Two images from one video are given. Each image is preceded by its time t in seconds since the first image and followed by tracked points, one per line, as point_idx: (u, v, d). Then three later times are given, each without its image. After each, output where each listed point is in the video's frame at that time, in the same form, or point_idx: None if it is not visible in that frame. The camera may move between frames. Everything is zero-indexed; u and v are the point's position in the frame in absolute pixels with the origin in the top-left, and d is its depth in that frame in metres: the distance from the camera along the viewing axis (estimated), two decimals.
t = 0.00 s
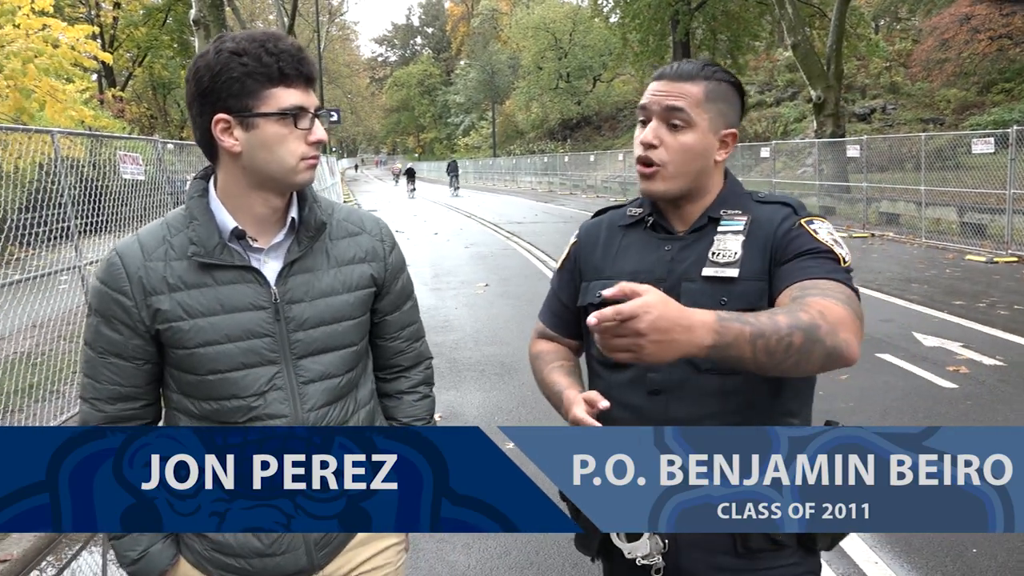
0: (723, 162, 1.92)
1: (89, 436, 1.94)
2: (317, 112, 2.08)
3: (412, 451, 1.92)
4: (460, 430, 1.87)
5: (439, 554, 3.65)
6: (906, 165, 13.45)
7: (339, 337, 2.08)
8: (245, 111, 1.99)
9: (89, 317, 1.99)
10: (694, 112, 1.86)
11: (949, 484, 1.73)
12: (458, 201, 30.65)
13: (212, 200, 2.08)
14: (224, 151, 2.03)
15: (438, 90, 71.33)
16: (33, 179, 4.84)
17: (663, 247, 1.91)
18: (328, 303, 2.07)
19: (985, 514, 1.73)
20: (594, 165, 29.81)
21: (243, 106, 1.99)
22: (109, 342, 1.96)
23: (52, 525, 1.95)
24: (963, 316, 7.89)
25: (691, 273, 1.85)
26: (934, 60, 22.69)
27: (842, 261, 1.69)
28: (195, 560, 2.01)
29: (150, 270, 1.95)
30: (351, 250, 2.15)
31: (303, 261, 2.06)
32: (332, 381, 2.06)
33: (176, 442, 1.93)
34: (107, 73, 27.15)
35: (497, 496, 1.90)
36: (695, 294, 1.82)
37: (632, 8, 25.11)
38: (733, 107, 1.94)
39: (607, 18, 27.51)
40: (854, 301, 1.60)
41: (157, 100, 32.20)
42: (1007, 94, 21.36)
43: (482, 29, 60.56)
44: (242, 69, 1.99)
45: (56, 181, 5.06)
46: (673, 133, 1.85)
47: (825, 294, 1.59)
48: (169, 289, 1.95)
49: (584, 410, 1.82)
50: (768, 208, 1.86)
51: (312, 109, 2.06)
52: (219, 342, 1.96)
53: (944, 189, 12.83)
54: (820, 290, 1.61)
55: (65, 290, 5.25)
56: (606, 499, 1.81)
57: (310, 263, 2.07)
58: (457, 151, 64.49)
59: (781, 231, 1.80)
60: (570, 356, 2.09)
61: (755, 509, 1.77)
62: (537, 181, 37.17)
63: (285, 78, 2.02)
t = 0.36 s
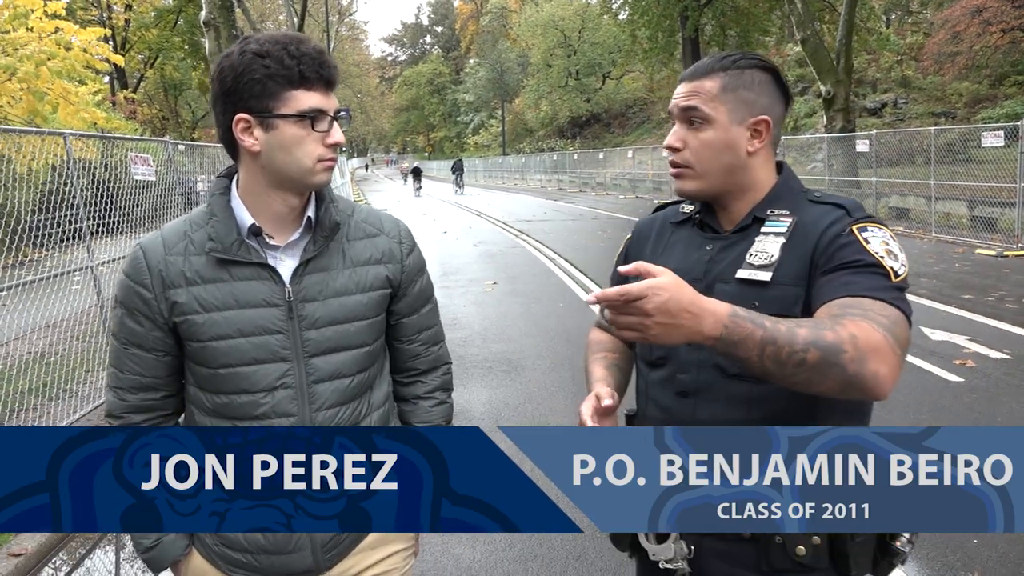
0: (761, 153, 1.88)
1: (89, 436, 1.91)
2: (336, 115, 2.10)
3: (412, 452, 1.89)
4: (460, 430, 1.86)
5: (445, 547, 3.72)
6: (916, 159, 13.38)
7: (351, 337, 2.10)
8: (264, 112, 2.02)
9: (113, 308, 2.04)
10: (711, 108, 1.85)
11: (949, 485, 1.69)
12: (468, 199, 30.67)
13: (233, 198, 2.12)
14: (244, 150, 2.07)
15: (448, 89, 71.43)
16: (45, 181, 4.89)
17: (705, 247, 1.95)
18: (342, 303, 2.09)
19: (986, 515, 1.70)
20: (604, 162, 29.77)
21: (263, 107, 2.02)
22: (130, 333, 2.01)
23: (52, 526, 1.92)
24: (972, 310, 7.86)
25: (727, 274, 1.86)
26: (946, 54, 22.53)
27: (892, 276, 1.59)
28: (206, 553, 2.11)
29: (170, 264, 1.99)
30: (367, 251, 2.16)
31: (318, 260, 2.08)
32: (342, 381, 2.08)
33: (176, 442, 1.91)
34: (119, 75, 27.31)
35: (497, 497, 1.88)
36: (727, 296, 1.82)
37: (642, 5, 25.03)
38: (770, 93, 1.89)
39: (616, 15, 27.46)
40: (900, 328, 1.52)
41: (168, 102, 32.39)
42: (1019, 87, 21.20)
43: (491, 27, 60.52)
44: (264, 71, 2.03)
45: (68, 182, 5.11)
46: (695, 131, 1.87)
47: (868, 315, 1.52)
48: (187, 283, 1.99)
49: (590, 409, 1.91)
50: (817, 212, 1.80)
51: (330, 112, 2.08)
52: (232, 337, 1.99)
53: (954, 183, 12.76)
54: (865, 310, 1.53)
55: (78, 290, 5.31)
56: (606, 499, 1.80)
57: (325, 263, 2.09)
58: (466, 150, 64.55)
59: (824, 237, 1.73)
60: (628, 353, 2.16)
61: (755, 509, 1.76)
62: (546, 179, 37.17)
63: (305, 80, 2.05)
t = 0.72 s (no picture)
0: (804, 155, 1.78)
1: (88, 436, 1.92)
2: (358, 107, 2.11)
3: (412, 451, 1.91)
4: (463, 431, 1.89)
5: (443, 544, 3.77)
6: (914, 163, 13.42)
7: (375, 335, 2.10)
8: (287, 106, 2.04)
9: (143, 306, 2.07)
10: (749, 111, 1.75)
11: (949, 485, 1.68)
12: (468, 204, 30.70)
13: (260, 197, 2.14)
14: (268, 145, 2.09)
15: (448, 94, 71.59)
16: (48, 187, 4.94)
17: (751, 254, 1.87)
18: (365, 302, 2.10)
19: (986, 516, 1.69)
20: (604, 167, 29.85)
21: (285, 100, 2.05)
22: (159, 331, 2.04)
23: (52, 526, 1.94)
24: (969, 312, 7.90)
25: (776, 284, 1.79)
26: (945, 58, 22.60)
27: (955, 276, 1.55)
28: (235, 551, 2.10)
29: (198, 262, 2.02)
30: (390, 250, 2.17)
31: (342, 260, 2.10)
32: (366, 381, 2.09)
33: (176, 441, 1.93)
34: (120, 82, 27.43)
35: (496, 496, 1.90)
36: (778, 308, 1.77)
37: (641, 11, 25.12)
38: (813, 89, 1.77)
39: (615, 20, 27.51)
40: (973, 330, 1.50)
41: (170, 108, 32.52)
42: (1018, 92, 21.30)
43: (492, 33, 60.71)
44: (284, 66, 2.06)
45: (71, 188, 5.16)
46: (731, 137, 1.77)
47: (941, 308, 1.50)
48: (214, 281, 2.02)
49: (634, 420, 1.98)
50: (871, 214, 1.73)
51: (352, 104, 2.09)
52: (257, 335, 2.01)
53: (951, 186, 12.82)
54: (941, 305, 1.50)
55: (81, 294, 5.35)
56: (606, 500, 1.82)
57: (349, 262, 2.10)
58: (467, 155, 64.70)
59: (881, 240, 1.67)
60: (676, 357, 2.18)
61: (755, 509, 1.77)
62: (547, 184, 37.25)
63: (324, 73, 2.07)
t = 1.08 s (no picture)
0: (832, 158, 1.82)
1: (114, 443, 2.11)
2: (377, 111, 2.12)
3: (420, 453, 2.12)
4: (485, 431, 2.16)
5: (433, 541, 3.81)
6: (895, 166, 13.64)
7: (395, 333, 2.12)
8: (308, 107, 2.04)
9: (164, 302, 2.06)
10: (783, 111, 1.80)
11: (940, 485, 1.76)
12: (453, 207, 30.71)
13: (281, 196, 2.14)
14: (289, 145, 2.09)
15: (434, 98, 71.66)
16: (32, 189, 4.94)
17: (773, 254, 1.90)
18: (386, 300, 2.12)
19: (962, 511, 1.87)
20: (589, 170, 29.97)
21: (307, 101, 2.05)
22: (180, 326, 2.04)
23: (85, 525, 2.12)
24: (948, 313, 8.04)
25: (798, 285, 1.83)
26: (925, 63, 22.91)
27: (976, 277, 1.70)
28: (251, 546, 2.10)
29: (220, 259, 2.03)
30: (411, 250, 2.20)
31: (363, 259, 2.12)
32: (387, 377, 2.10)
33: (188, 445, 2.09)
34: (104, 85, 27.29)
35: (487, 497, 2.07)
36: (800, 311, 1.80)
37: (626, 15, 25.25)
38: (842, 92, 1.83)
39: (600, 24, 27.63)
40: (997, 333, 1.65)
41: (153, 110, 32.35)
42: (997, 95, 21.71)
43: (477, 36, 60.82)
44: (307, 67, 2.05)
45: (55, 190, 5.16)
46: (761, 137, 1.82)
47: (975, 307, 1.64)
48: (237, 277, 2.02)
49: (658, 426, 1.96)
50: (894, 220, 1.82)
51: (373, 107, 2.10)
52: (279, 331, 2.02)
53: (929, 189, 13.04)
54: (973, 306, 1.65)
55: (66, 296, 5.34)
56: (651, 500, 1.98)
57: (371, 261, 2.13)
58: (452, 159, 64.71)
59: (906, 246, 1.78)
60: (669, 351, 2.23)
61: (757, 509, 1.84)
62: (532, 187, 37.34)
63: (345, 75, 2.06)
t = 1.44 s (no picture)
0: (849, 163, 1.86)
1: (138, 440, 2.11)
2: (403, 118, 2.13)
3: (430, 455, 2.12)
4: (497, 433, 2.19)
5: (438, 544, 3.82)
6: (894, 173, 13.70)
7: (420, 337, 2.14)
8: (336, 117, 2.06)
9: (191, 306, 2.08)
10: (802, 116, 1.82)
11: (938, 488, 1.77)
12: (453, 214, 30.77)
13: (308, 202, 2.16)
14: (317, 155, 2.12)
15: (433, 105, 71.82)
16: (33, 196, 4.97)
17: (789, 256, 1.92)
18: (411, 306, 2.14)
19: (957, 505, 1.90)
20: (588, 176, 30.04)
21: (334, 111, 2.06)
22: (206, 328, 2.06)
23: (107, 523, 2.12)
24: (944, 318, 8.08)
25: (816, 287, 1.85)
26: (923, 69, 22.99)
27: (991, 280, 1.74)
28: (273, 543, 2.09)
29: (249, 263, 2.05)
30: (435, 256, 2.22)
31: (389, 264, 2.14)
32: (411, 381, 2.12)
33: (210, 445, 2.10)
34: (104, 92, 27.36)
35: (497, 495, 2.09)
36: (819, 311, 1.83)
37: (624, 21, 25.35)
38: (859, 100, 1.86)
39: (599, 31, 27.71)
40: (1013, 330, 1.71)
41: (153, 117, 32.43)
42: (995, 101, 21.75)
43: (476, 43, 61.00)
44: (333, 78, 2.07)
45: (57, 197, 5.21)
46: (783, 142, 1.84)
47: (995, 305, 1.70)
48: (264, 281, 2.04)
49: (684, 424, 1.94)
50: (908, 223, 1.85)
51: (398, 114, 2.11)
52: (307, 335, 2.04)
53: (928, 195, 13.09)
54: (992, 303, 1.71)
55: (69, 302, 5.37)
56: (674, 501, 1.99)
57: (396, 266, 2.15)
58: (451, 165, 64.84)
59: (922, 249, 1.81)
60: (672, 354, 2.25)
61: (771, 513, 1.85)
62: (531, 193, 37.39)
63: (373, 85, 2.08)
